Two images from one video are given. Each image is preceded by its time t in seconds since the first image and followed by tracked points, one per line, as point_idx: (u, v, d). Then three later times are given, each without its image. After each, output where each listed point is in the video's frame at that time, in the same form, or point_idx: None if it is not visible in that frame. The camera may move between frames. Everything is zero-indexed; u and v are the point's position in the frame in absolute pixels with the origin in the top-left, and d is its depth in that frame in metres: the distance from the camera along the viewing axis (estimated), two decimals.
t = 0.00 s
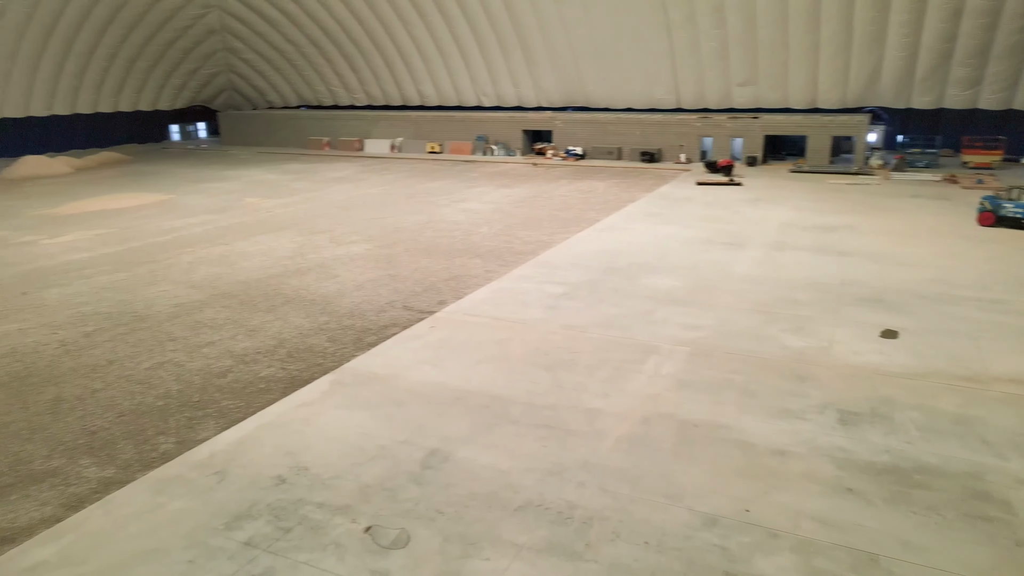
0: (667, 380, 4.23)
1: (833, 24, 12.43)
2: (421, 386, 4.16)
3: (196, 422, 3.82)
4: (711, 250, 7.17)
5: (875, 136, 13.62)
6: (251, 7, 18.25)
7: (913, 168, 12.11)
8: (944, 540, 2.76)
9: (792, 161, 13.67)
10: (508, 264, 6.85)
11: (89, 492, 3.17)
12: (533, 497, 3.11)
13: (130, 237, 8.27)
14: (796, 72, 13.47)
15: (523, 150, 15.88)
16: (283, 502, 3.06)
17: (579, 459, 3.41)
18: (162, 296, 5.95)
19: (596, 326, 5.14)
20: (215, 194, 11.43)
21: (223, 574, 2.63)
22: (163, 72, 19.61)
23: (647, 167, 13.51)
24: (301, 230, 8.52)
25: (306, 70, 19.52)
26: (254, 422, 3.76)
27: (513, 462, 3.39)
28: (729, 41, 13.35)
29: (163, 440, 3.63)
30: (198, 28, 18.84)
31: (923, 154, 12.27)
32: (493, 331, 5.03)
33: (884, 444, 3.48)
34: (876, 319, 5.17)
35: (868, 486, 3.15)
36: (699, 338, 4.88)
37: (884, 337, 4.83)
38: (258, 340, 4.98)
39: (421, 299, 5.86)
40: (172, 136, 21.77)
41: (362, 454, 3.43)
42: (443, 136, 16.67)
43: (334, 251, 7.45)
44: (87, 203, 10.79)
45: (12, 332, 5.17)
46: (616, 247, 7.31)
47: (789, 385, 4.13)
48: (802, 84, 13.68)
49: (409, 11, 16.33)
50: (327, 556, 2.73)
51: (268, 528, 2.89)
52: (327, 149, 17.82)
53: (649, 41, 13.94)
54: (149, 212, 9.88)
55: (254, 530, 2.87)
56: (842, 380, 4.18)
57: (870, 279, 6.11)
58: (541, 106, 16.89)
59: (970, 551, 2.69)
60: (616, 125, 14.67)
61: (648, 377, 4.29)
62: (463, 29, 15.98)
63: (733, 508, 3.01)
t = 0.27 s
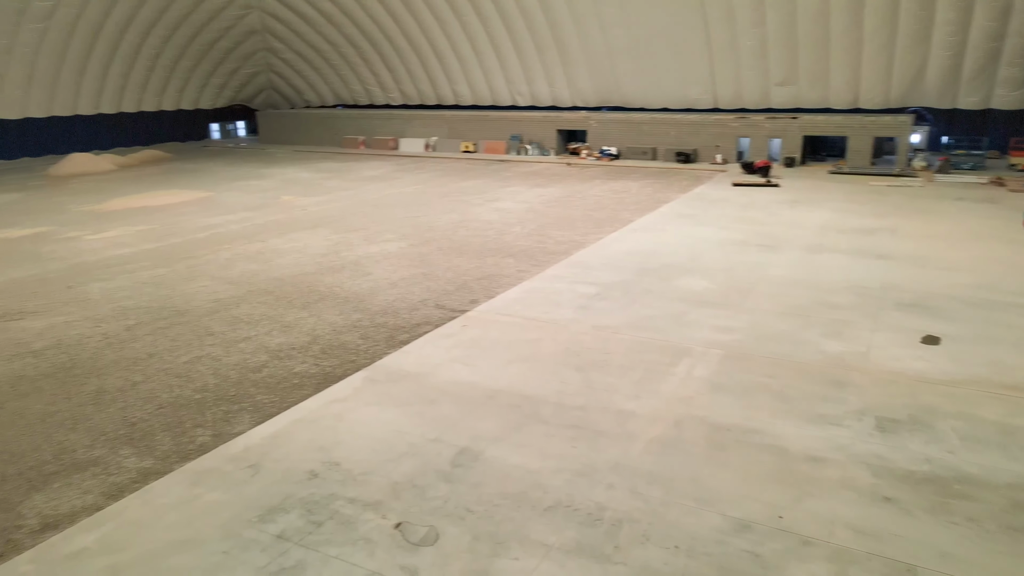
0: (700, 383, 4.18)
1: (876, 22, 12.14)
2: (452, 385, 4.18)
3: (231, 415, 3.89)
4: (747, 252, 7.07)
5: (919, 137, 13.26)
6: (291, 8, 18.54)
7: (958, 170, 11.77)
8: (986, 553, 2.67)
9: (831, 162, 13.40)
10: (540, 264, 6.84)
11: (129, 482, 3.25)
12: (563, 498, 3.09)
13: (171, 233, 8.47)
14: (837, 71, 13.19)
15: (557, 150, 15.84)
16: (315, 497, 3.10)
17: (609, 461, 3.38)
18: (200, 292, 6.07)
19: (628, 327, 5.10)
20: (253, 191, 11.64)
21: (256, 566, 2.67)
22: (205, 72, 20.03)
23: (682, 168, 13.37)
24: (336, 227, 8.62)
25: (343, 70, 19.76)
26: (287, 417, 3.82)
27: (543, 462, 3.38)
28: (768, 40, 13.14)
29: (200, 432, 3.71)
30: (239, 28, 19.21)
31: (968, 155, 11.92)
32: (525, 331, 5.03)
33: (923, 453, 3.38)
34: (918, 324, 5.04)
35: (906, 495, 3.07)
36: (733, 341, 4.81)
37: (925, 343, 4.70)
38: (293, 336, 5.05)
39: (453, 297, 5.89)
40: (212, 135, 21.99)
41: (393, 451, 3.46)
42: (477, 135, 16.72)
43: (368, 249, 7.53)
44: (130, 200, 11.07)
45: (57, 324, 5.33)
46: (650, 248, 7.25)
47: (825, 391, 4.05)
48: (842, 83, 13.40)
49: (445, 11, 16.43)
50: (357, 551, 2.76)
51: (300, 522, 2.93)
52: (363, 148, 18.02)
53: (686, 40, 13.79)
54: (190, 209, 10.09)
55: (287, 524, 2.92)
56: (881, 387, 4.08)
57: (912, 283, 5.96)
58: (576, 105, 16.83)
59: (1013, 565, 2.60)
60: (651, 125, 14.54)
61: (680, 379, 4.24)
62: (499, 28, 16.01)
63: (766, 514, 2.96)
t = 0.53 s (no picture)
0: (733, 386, 4.12)
1: (921, 19, 11.83)
2: (483, 384, 4.18)
3: (265, 410, 3.95)
4: (783, 254, 6.94)
5: (964, 138, 12.88)
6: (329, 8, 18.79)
7: (1005, 172, 11.40)
8: None
9: (872, 163, 13.09)
10: (573, 264, 6.81)
11: (166, 473, 3.32)
12: (592, 500, 3.07)
13: (210, 230, 8.65)
14: (879, 70, 12.89)
15: (591, 149, 15.76)
16: (346, 492, 3.13)
17: (640, 463, 3.35)
18: (237, 288, 6.18)
19: (661, 329, 5.05)
20: (290, 189, 11.82)
21: (288, 558, 2.71)
22: (244, 71, 20.40)
23: (717, 168, 13.20)
24: (370, 226, 8.70)
25: (379, 70, 19.94)
26: (320, 413, 3.86)
27: (573, 463, 3.36)
28: (808, 38, 12.90)
29: (235, 426, 3.78)
30: (278, 28, 19.53)
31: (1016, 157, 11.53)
32: (556, 331, 5.01)
33: (965, 463, 3.28)
34: (962, 331, 4.88)
35: (947, 505, 2.97)
36: (768, 345, 4.73)
37: (968, 350, 4.56)
38: (327, 332, 5.11)
39: (485, 296, 5.90)
40: (251, 133, 22.42)
41: (424, 449, 3.48)
42: (511, 135, 16.73)
43: (402, 248, 7.58)
44: (171, 197, 11.32)
45: (100, 318, 5.47)
46: (683, 249, 7.17)
47: (863, 397, 3.95)
48: (885, 83, 13.08)
49: (481, 10, 16.48)
50: (387, 547, 2.77)
51: (331, 517, 2.96)
52: (398, 147, 18.17)
53: (723, 39, 13.61)
54: (228, 206, 10.29)
55: (318, 518, 2.95)
56: (921, 394, 3.97)
57: (956, 288, 5.78)
58: (610, 105, 16.74)
59: None
60: (687, 125, 14.38)
61: (713, 382, 4.18)
62: (534, 28, 16.00)
63: (800, 521, 2.90)
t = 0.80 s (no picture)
0: (767, 390, 4.05)
1: (968, 17, 11.50)
2: (512, 384, 4.18)
3: (298, 405, 4.00)
4: (821, 257, 6.81)
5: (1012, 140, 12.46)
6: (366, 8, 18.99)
7: None
8: None
9: (914, 165, 12.77)
10: (605, 265, 6.77)
11: (202, 465, 3.39)
12: (622, 501, 3.05)
13: (247, 227, 8.80)
14: (923, 69, 12.56)
15: (625, 150, 15.66)
16: (376, 488, 3.15)
17: (670, 466, 3.31)
18: (273, 284, 6.28)
19: (693, 331, 4.98)
20: (325, 188, 11.97)
21: (319, 552, 2.74)
22: (282, 71, 20.73)
23: (754, 169, 13.00)
24: (403, 224, 8.77)
25: (414, 69, 20.08)
26: (352, 409, 3.90)
27: (602, 464, 3.34)
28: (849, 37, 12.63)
29: (269, 420, 3.83)
30: (316, 28, 19.81)
31: None
32: (588, 332, 4.99)
33: (1008, 473, 3.18)
34: (1007, 338, 4.73)
35: (988, 517, 2.88)
36: (804, 348, 4.63)
37: (1013, 357, 4.42)
38: (359, 329, 5.16)
39: (516, 296, 5.89)
40: (288, 132, 22.77)
41: (453, 447, 3.49)
42: (545, 135, 16.70)
43: (434, 246, 7.62)
44: (210, 194, 11.56)
45: (140, 312, 5.61)
46: (718, 251, 7.07)
47: (902, 404, 3.85)
48: (929, 82, 12.74)
49: (516, 10, 16.49)
50: (416, 544, 2.79)
51: (362, 512, 2.98)
52: (431, 146, 18.28)
53: (762, 38, 13.40)
54: (265, 204, 10.46)
55: (348, 513, 2.97)
56: (962, 402, 3.85)
57: (1002, 294, 5.60)
58: (645, 105, 16.61)
59: None
60: (723, 125, 14.19)
61: (746, 386, 4.11)
62: (569, 27, 15.95)
63: (834, 528, 2.83)
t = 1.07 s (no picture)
0: (801, 395, 3.97)
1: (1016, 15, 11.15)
2: (542, 384, 4.16)
3: (330, 401, 4.05)
4: (859, 260, 6.66)
5: None
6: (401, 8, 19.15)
7: None
8: None
9: (958, 167, 12.41)
10: (638, 265, 6.71)
11: (236, 458, 3.45)
12: (652, 504, 3.02)
13: (282, 224, 8.93)
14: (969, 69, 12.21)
15: (659, 150, 15.52)
16: (406, 485, 3.17)
17: (701, 470, 3.27)
18: (307, 281, 6.36)
19: (726, 334, 4.91)
20: (359, 186, 12.09)
21: (348, 546, 2.76)
22: (318, 70, 21.00)
23: (791, 170, 12.77)
24: (436, 223, 8.81)
25: (448, 69, 20.18)
26: (383, 406, 3.93)
27: (632, 466, 3.31)
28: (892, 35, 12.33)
29: (301, 415, 3.88)
30: (352, 28, 20.04)
31: None
32: (619, 332, 4.95)
33: None
34: None
35: None
36: (840, 353, 4.54)
37: None
38: (391, 327, 5.20)
39: (547, 296, 5.88)
40: (324, 130, 23.14)
41: (482, 445, 3.49)
42: (578, 134, 16.64)
43: (467, 245, 7.65)
44: (247, 192, 11.76)
45: (179, 307, 5.73)
46: (752, 253, 6.96)
47: (942, 411, 3.74)
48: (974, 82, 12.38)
49: (551, 9, 16.47)
50: (444, 541, 2.80)
51: (391, 508, 3.00)
52: (465, 145, 18.35)
53: (801, 37, 13.16)
54: (301, 202, 10.61)
55: (378, 509, 3.00)
56: (1006, 411, 3.73)
57: None
58: (680, 105, 16.44)
59: None
60: (760, 125, 13.98)
61: (780, 390, 4.04)
62: (604, 26, 15.87)
63: (869, 537, 2.77)
